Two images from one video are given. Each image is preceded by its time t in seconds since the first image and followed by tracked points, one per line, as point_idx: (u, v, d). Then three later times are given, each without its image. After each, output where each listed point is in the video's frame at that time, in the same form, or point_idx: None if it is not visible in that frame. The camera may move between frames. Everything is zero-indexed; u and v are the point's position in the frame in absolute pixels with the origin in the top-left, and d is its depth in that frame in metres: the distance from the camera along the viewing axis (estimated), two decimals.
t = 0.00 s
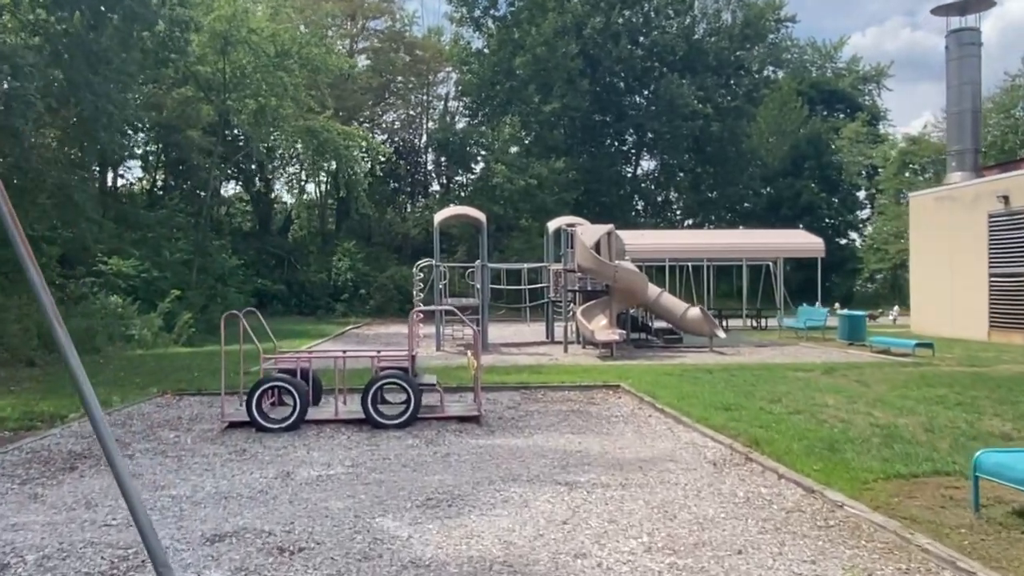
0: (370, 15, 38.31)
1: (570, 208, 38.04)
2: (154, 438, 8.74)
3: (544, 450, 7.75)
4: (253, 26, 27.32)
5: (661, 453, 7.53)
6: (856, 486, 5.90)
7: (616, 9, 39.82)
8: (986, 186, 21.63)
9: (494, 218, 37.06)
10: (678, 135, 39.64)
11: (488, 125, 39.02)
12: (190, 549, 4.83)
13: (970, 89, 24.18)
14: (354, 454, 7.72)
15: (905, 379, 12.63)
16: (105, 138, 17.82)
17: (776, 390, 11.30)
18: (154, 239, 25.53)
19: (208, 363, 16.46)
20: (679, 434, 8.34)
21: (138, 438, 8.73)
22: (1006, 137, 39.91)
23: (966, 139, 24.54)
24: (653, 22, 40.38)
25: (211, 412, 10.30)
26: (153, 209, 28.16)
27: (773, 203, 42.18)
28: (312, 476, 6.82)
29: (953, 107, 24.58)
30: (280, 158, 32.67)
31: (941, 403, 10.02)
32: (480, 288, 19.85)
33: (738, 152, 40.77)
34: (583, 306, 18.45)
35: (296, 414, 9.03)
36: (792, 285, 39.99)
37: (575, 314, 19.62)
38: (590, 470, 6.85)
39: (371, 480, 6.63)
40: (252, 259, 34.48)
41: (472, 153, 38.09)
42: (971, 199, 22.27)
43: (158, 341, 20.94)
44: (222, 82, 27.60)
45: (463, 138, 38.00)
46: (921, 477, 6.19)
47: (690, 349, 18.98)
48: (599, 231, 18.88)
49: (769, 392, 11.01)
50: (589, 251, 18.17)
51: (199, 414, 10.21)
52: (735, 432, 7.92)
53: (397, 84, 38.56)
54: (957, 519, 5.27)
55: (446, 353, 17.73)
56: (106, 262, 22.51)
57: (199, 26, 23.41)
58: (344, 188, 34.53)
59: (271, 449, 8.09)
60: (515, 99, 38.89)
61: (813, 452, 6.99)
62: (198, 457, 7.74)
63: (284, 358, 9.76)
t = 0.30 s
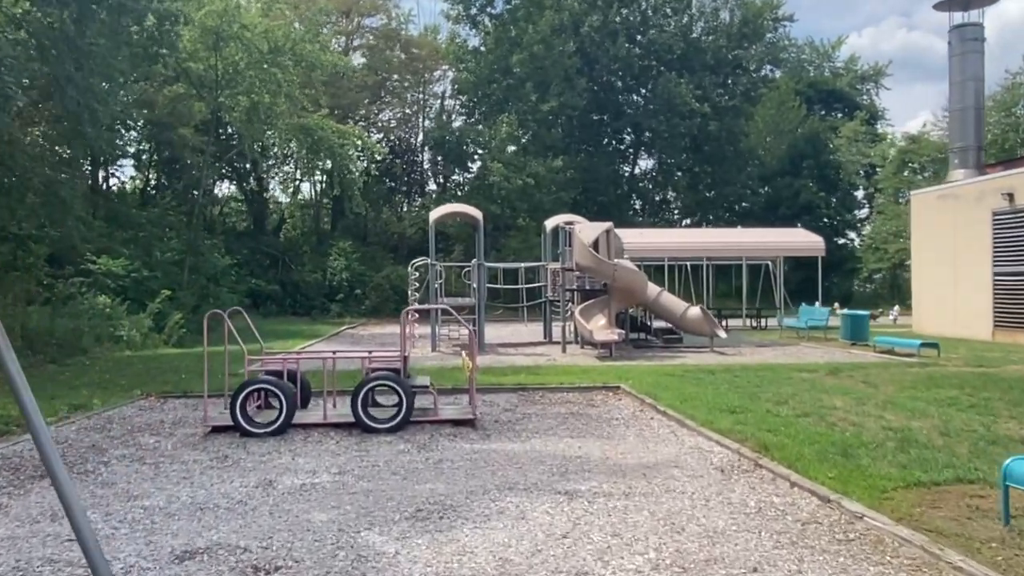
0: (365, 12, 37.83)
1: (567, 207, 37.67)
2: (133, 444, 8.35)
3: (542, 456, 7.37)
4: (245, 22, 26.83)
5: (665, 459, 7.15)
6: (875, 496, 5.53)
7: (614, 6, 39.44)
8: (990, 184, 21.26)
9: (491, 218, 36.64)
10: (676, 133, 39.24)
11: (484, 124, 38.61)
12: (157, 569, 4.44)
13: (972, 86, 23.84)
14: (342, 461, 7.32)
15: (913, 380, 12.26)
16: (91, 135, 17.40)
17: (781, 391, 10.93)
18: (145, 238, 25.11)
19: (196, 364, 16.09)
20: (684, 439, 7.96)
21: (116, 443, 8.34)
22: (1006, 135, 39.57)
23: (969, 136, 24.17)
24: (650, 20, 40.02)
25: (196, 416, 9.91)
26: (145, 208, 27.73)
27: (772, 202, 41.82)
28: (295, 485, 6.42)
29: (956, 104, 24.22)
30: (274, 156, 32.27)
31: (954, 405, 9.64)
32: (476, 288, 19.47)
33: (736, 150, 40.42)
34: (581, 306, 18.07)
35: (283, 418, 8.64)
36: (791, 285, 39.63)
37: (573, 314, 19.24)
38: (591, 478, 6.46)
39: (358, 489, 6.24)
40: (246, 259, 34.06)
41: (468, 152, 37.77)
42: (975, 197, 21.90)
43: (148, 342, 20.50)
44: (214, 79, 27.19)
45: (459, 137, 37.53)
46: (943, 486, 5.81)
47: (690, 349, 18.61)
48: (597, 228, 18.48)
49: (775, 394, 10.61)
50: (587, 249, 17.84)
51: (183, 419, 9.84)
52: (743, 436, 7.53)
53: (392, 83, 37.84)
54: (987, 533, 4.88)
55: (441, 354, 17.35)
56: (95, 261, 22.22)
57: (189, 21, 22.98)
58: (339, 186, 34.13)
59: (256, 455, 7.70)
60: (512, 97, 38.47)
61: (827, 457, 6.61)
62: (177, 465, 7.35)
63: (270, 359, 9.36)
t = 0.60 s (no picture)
0: (361, 7, 37.30)
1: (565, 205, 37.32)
2: (110, 450, 7.99)
3: (538, 463, 7.02)
4: (238, 16, 26.38)
5: (667, 467, 6.79)
6: (893, 509, 5.17)
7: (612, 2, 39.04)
8: (995, 181, 20.92)
9: (488, 216, 36.24)
10: (675, 131, 38.88)
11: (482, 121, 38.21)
12: None
13: (976, 81, 23.54)
14: (327, 469, 6.96)
15: (921, 381, 11.91)
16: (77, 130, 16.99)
17: (786, 393, 10.58)
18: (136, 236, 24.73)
19: (184, 365, 15.74)
20: (686, 445, 7.61)
21: (92, 449, 7.97)
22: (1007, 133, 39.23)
23: (973, 132, 23.80)
24: (649, 16, 39.65)
25: (180, 420, 9.55)
26: (137, 207, 27.34)
27: (772, 200, 41.47)
28: (277, 496, 6.06)
29: (959, 100, 23.89)
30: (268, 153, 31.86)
31: (965, 408, 9.28)
32: (472, 287, 19.13)
33: (735, 148, 40.09)
34: (579, 306, 17.72)
35: (268, 423, 8.30)
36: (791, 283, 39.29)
37: (571, 313, 18.89)
38: (590, 487, 6.10)
39: (343, 500, 5.87)
40: (240, 257, 33.68)
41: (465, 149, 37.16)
42: (979, 194, 21.56)
43: (138, 342, 20.14)
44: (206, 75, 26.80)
45: (456, 134, 37.08)
46: (965, 498, 5.46)
47: (691, 350, 18.26)
48: (595, 226, 18.12)
49: (780, 396, 10.27)
50: (585, 247, 17.46)
51: (165, 423, 9.51)
52: (749, 442, 7.18)
53: (388, 79, 37.35)
54: (1017, 550, 4.52)
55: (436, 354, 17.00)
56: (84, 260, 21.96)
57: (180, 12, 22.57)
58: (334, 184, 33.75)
59: (239, 462, 7.35)
60: (510, 93, 38.05)
61: (839, 465, 6.25)
62: (153, 473, 7.00)
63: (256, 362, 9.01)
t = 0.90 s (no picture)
0: (359, 4, 36.99)
1: (564, 203, 36.96)
2: (85, 456, 7.65)
3: (530, 471, 6.68)
4: (232, 11, 26.01)
5: (668, 474, 6.44)
6: (911, 523, 4.81)
7: None
8: (1000, 178, 20.55)
9: (486, 214, 35.87)
10: (675, 128, 38.51)
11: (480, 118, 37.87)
12: None
13: (981, 77, 23.13)
14: (309, 476, 6.60)
15: (930, 383, 11.53)
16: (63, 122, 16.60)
17: (792, 395, 10.23)
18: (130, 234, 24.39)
19: (174, 364, 15.39)
20: (688, 451, 7.25)
21: (68, 455, 7.64)
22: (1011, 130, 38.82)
23: (978, 129, 23.39)
24: (649, 13, 39.29)
25: (162, 423, 9.21)
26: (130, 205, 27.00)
27: (773, 198, 41.11)
28: (253, 507, 5.70)
29: (964, 95, 23.48)
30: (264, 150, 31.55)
31: (978, 411, 8.92)
32: (469, 286, 18.78)
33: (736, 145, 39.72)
34: (578, 305, 17.36)
35: (250, 427, 7.96)
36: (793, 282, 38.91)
37: (569, 312, 18.54)
38: (587, 498, 5.73)
39: (322, 512, 5.52)
40: (236, 255, 33.33)
41: (464, 147, 36.80)
42: (984, 192, 21.20)
43: (129, 341, 19.79)
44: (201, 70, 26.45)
45: (455, 131, 36.56)
46: (986, 511, 5.09)
47: (691, 349, 17.89)
48: (594, 224, 17.76)
49: (784, 398, 9.90)
50: (584, 245, 17.10)
51: (147, 426, 9.16)
52: (754, 448, 6.82)
53: (387, 77, 36.88)
54: None
55: (432, 354, 16.65)
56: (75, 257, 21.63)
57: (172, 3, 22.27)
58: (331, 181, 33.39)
59: (217, 470, 6.99)
60: (509, 90, 37.72)
61: (851, 474, 5.88)
62: (126, 481, 6.64)
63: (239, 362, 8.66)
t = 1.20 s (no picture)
0: None
1: (564, 200, 36.56)
2: (61, 464, 7.30)
3: (526, 481, 6.33)
4: (227, 5, 25.64)
5: (672, 485, 6.09)
6: (937, 543, 4.45)
7: None
8: (1007, 175, 20.19)
9: (485, 212, 35.49)
10: (676, 126, 38.11)
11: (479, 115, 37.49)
12: None
13: (987, 72, 22.79)
14: (293, 487, 6.25)
15: (940, 385, 11.16)
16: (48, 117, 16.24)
17: (799, 398, 9.86)
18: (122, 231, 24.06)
19: (163, 364, 15.05)
20: (694, 459, 6.89)
21: (43, 464, 7.29)
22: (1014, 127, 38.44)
23: (984, 125, 23.03)
24: (649, 9, 38.90)
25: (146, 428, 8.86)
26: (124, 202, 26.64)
27: (774, 196, 40.73)
28: (230, 522, 5.35)
29: (970, 91, 23.13)
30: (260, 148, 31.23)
31: (994, 416, 8.56)
32: (466, 285, 18.42)
33: (737, 143, 39.34)
34: (578, 304, 17.01)
35: (235, 433, 7.61)
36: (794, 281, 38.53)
37: (569, 311, 18.18)
38: (587, 512, 5.38)
39: (303, 527, 5.17)
40: (232, 253, 32.96)
41: (464, 145, 36.43)
42: (990, 189, 20.84)
43: (120, 341, 19.45)
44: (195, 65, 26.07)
45: (455, 128, 36.15)
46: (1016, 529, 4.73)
47: (693, 350, 17.53)
48: (594, 221, 17.41)
49: (792, 402, 9.56)
50: (584, 244, 16.75)
51: (129, 431, 8.81)
52: (763, 457, 6.46)
53: (385, 73, 36.38)
54: None
55: (428, 355, 16.29)
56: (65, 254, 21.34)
57: None
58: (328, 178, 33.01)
59: (198, 480, 6.65)
60: (508, 87, 37.33)
61: (868, 487, 5.52)
62: (100, 493, 6.29)
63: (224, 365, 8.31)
